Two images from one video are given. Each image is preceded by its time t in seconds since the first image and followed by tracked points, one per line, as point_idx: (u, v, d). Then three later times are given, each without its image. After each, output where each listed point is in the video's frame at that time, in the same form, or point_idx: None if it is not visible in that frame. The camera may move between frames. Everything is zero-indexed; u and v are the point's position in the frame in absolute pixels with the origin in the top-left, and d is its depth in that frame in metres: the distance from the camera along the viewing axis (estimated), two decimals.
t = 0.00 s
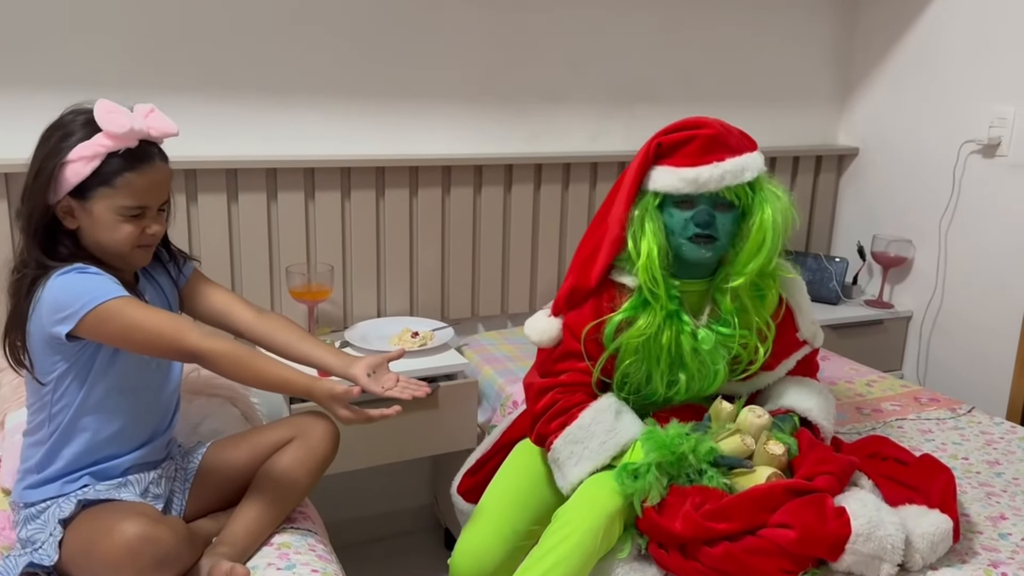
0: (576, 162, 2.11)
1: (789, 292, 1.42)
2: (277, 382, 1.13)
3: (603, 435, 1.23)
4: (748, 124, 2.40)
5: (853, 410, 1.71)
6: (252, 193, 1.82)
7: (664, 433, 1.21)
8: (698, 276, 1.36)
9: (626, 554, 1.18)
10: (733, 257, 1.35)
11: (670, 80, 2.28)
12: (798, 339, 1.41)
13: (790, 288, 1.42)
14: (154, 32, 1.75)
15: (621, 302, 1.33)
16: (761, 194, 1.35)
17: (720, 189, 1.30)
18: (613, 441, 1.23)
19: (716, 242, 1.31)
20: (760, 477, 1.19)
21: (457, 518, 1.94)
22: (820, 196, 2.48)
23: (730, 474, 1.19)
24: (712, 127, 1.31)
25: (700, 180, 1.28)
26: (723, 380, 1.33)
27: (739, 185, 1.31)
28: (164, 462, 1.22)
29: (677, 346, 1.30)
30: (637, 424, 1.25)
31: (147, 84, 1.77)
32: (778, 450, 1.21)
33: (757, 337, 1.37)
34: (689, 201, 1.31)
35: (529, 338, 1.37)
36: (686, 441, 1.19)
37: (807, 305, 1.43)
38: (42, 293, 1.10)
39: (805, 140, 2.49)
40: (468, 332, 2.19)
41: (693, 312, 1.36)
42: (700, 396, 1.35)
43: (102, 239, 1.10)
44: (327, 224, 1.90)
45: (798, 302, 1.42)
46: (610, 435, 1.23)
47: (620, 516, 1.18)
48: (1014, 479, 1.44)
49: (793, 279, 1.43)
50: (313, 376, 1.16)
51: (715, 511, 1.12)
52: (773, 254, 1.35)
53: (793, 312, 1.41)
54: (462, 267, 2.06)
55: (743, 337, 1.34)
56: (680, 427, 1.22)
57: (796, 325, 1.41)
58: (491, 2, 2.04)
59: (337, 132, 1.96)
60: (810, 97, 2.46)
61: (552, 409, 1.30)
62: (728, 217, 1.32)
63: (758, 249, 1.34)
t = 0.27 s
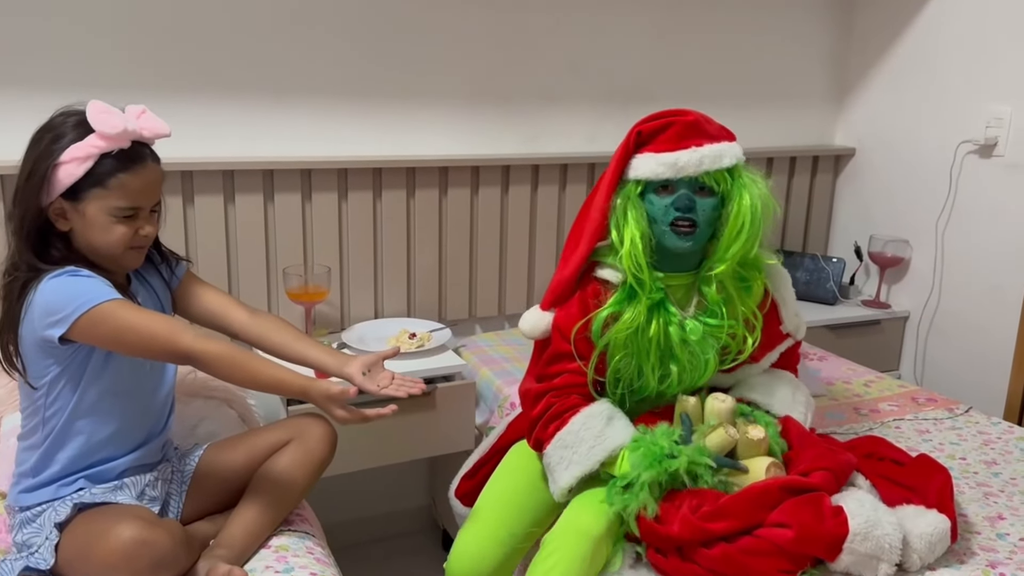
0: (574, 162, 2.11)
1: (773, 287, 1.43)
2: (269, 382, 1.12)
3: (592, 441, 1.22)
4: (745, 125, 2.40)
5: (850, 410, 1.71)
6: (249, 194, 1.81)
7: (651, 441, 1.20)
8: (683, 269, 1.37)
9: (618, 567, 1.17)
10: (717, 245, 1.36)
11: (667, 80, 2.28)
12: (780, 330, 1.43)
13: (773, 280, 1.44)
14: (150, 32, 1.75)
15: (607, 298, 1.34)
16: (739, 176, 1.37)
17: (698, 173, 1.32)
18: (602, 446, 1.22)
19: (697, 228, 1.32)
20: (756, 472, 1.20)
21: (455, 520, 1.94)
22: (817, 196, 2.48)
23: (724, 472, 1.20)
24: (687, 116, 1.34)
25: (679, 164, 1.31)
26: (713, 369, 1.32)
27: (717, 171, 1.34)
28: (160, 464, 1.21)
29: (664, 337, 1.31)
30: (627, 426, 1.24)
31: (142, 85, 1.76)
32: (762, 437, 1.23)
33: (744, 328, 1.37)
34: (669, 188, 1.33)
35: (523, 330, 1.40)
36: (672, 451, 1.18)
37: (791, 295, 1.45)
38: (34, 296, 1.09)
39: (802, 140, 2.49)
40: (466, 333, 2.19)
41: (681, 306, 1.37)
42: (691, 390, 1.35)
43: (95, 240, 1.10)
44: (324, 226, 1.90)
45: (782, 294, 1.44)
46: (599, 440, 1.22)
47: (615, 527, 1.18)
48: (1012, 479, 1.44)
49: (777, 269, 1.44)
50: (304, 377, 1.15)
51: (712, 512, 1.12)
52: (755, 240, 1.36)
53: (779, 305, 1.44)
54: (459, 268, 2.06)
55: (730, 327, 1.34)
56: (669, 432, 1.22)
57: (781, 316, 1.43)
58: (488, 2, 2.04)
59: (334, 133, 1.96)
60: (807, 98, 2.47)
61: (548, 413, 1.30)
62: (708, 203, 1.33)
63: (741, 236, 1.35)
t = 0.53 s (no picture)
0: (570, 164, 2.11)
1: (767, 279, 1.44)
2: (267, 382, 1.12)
3: (583, 421, 1.24)
4: (741, 126, 2.41)
5: (847, 411, 1.72)
6: (246, 197, 1.81)
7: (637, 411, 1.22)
8: (679, 261, 1.37)
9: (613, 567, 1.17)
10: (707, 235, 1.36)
11: (663, 82, 2.28)
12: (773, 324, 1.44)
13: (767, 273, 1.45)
14: (146, 35, 1.75)
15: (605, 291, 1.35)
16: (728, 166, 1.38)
17: (682, 168, 1.33)
18: (593, 425, 1.23)
19: (687, 220, 1.33)
20: (749, 429, 1.19)
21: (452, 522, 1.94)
22: (814, 197, 2.48)
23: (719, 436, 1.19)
24: (668, 112, 1.36)
25: (661, 163, 1.32)
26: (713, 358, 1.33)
27: (701, 164, 1.34)
28: (155, 467, 1.21)
29: (661, 327, 1.31)
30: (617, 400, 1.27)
31: (138, 88, 1.76)
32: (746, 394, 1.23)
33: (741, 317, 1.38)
34: (656, 184, 1.34)
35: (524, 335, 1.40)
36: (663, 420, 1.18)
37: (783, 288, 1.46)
38: (26, 300, 1.09)
39: (798, 141, 2.49)
40: (463, 335, 2.18)
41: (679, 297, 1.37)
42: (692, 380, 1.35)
43: (87, 244, 1.10)
44: (321, 228, 1.90)
45: (774, 287, 1.44)
46: (591, 419, 1.24)
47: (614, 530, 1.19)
48: (1008, 480, 1.44)
49: (768, 261, 1.45)
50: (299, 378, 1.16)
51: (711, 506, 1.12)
52: (745, 227, 1.37)
53: (772, 300, 1.44)
54: (456, 270, 2.06)
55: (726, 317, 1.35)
56: (657, 404, 1.23)
57: (775, 309, 1.44)
58: (484, 4, 2.04)
59: (331, 135, 1.96)
60: (803, 99, 2.47)
61: (547, 407, 1.31)
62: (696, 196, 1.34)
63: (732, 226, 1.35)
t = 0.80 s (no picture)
0: (567, 167, 2.12)
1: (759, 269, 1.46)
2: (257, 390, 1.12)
3: (584, 394, 1.23)
4: (738, 129, 2.41)
5: (844, 413, 1.72)
6: (243, 202, 1.81)
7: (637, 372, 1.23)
8: (674, 252, 1.39)
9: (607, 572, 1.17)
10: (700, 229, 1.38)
11: (659, 85, 2.29)
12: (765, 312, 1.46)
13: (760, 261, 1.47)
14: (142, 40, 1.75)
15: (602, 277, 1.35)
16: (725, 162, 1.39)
17: (679, 163, 1.34)
18: (597, 391, 1.23)
19: (682, 212, 1.35)
20: (749, 372, 1.21)
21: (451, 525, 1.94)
22: (810, 199, 2.48)
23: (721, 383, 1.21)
24: (666, 108, 1.37)
25: (661, 155, 1.33)
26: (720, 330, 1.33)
27: (698, 160, 1.36)
28: (152, 472, 1.21)
29: (659, 311, 1.31)
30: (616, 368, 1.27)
31: (134, 93, 1.76)
32: (740, 339, 1.25)
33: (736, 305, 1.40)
34: (653, 177, 1.36)
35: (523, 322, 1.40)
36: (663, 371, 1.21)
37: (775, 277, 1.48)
38: (18, 307, 1.09)
39: (794, 144, 2.49)
40: (461, 338, 2.19)
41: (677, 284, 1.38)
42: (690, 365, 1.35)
43: (79, 249, 1.10)
44: (318, 233, 1.90)
45: (766, 274, 1.47)
46: (595, 386, 1.24)
47: (607, 532, 1.20)
48: (1005, 481, 1.44)
49: (762, 252, 1.47)
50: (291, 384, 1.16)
51: (713, 484, 1.12)
52: (738, 224, 1.39)
53: (766, 287, 1.47)
54: (453, 274, 2.06)
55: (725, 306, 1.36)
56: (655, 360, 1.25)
57: (767, 297, 1.47)
58: (480, 8, 2.04)
59: (328, 140, 1.96)
60: (799, 101, 2.47)
61: (546, 390, 1.30)
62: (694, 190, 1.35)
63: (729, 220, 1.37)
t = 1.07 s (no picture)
0: (564, 173, 2.12)
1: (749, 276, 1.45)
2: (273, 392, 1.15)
3: (549, 385, 1.27)
4: (734, 133, 2.42)
5: (841, 417, 1.72)
6: (241, 208, 1.82)
7: (599, 368, 1.26)
8: (660, 253, 1.38)
9: None
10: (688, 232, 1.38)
11: (656, 90, 2.29)
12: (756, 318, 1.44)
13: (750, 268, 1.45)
14: (140, 47, 1.75)
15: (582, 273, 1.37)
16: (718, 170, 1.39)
17: (672, 167, 1.34)
18: (559, 386, 1.26)
19: (670, 215, 1.35)
20: (699, 379, 1.20)
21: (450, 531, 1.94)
22: (807, 203, 2.49)
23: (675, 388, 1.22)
24: (661, 112, 1.37)
25: (653, 158, 1.33)
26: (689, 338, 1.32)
27: (690, 165, 1.36)
28: (151, 478, 1.21)
29: (634, 311, 1.32)
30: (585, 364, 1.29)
31: (132, 101, 1.77)
32: (700, 347, 1.25)
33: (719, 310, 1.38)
34: (645, 179, 1.36)
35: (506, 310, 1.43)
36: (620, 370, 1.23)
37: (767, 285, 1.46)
38: (16, 321, 1.09)
39: (791, 147, 2.50)
40: (459, 344, 2.19)
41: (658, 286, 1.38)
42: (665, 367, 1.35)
43: (78, 258, 1.10)
44: (316, 239, 1.90)
45: (757, 280, 1.45)
46: (557, 382, 1.27)
47: (610, 539, 1.20)
48: (1002, 484, 1.45)
49: (751, 260, 1.46)
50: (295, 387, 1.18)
51: (677, 484, 1.13)
52: (725, 230, 1.38)
53: (754, 293, 1.44)
54: (451, 279, 2.07)
55: (703, 309, 1.35)
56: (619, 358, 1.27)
57: (757, 305, 1.44)
58: (477, 14, 2.05)
59: (327, 146, 1.97)
60: (795, 105, 2.48)
61: (521, 379, 1.35)
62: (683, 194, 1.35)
63: (716, 227, 1.37)
